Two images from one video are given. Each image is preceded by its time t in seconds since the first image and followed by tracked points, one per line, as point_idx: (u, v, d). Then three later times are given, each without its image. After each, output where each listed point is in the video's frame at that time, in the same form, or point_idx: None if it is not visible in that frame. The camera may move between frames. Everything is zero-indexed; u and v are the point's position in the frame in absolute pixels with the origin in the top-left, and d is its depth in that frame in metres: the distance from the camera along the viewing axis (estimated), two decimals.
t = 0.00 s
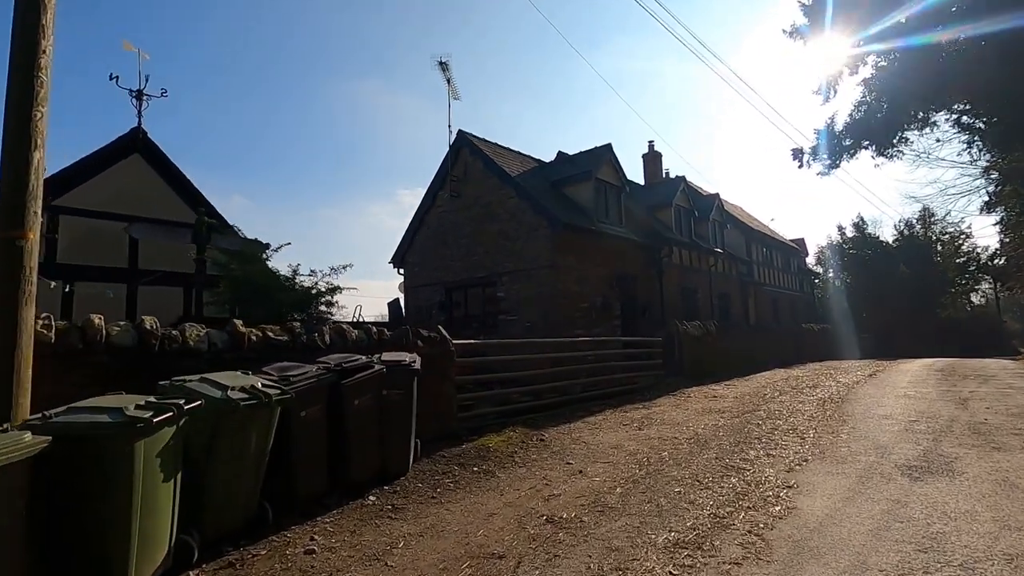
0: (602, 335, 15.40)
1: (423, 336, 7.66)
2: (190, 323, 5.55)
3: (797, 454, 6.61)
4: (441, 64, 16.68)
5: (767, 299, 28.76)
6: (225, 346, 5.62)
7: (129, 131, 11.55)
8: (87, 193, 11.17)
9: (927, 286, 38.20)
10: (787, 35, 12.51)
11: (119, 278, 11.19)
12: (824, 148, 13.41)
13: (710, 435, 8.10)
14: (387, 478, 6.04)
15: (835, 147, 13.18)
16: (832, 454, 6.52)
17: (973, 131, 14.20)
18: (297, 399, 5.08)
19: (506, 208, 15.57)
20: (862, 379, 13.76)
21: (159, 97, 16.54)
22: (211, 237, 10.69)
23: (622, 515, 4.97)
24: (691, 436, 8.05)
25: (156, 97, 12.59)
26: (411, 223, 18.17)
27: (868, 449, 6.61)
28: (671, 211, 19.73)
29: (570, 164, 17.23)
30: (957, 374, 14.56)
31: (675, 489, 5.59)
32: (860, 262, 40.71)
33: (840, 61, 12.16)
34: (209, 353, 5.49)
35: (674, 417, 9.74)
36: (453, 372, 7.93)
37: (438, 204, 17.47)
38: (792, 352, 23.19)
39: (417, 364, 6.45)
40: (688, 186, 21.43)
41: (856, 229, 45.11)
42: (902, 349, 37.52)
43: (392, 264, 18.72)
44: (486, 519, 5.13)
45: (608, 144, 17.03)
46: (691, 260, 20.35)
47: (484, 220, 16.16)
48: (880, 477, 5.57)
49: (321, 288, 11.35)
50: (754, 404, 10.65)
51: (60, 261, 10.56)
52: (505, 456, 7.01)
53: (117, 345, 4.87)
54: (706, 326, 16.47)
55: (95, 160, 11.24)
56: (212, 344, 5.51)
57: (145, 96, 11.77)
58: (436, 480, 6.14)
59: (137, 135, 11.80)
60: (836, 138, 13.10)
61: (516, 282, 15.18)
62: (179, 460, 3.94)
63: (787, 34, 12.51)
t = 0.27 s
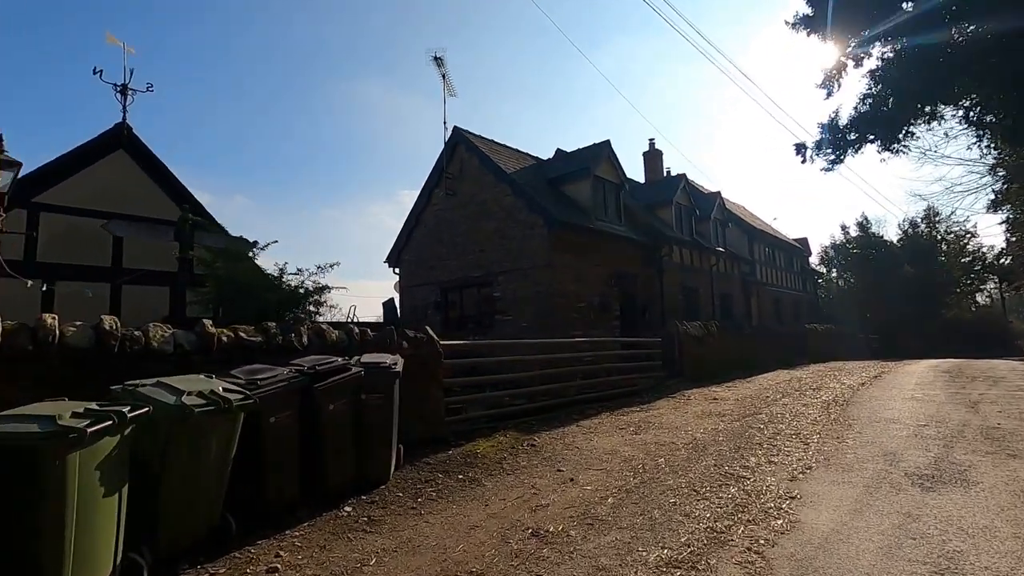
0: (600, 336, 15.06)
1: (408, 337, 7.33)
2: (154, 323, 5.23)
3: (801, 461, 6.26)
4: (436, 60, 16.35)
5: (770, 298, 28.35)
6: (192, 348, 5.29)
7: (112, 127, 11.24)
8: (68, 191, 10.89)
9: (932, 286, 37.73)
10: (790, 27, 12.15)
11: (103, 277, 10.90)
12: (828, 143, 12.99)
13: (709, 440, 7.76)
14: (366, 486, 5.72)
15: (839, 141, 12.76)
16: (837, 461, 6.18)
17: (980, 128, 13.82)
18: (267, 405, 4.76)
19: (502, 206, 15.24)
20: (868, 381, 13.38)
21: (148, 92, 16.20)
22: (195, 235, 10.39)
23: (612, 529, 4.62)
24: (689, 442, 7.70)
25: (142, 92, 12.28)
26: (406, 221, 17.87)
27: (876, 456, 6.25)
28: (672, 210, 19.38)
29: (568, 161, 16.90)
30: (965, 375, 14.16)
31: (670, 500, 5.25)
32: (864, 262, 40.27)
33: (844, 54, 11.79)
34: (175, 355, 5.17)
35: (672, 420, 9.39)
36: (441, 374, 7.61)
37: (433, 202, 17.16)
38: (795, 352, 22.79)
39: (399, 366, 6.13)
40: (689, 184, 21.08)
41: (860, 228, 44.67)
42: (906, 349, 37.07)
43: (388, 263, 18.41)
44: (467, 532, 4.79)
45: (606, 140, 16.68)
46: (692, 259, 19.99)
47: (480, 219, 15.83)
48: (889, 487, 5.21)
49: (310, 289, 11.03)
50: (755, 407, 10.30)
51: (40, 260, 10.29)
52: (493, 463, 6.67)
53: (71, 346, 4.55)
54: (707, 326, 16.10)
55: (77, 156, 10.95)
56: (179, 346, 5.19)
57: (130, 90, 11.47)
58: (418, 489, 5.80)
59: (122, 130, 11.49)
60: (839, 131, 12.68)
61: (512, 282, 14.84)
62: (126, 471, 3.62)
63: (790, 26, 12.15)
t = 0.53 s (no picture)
0: (598, 338, 14.73)
1: (392, 341, 7.02)
2: (116, 328, 4.93)
3: (804, 472, 5.92)
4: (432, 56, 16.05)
5: (773, 298, 27.94)
6: (156, 354, 4.99)
7: (97, 125, 10.98)
8: (50, 190, 10.62)
9: (939, 285, 37.22)
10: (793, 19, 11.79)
11: (86, 279, 10.65)
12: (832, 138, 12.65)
13: (708, 448, 7.43)
14: (343, 500, 5.41)
15: (844, 137, 12.42)
16: (843, 473, 5.84)
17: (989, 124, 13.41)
18: (231, 415, 4.45)
19: (498, 204, 14.92)
20: (874, 384, 13.00)
21: (135, 89, 15.93)
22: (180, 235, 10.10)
23: (600, 549, 4.30)
24: (687, 450, 7.37)
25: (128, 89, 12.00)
26: (402, 221, 17.58)
27: (883, 467, 5.91)
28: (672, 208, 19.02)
29: (566, 159, 16.57)
30: (974, 378, 13.76)
31: (664, 516, 4.93)
32: (870, 261, 39.78)
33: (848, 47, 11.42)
34: (137, 362, 4.87)
35: (670, 426, 9.05)
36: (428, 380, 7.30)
37: (429, 201, 16.85)
38: (799, 353, 22.39)
39: (378, 373, 5.81)
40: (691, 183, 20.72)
41: (865, 227, 44.17)
42: (912, 350, 36.58)
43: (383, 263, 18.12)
44: (445, 552, 4.47)
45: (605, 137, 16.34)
46: (694, 259, 19.62)
47: (476, 218, 15.52)
48: (899, 502, 4.87)
49: (298, 291, 10.71)
50: (757, 412, 9.96)
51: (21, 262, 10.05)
52: (479, 474, 6.35)
53: (21, 353, 4.25)
54: (708, 327, 15.75)
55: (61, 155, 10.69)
56: (141, 352, 4.89)
57: (115, 87, 11.18)
58: (398, 503, 5.49)
59: (107, 128, 11.21)
60: (844, 126, 12.33)
61: (508, 282, 14.52)
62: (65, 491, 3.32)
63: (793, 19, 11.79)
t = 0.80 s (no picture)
0: (598, 336, 14.37)
1: (377, 340, 6.71)
2: (74, 327, 4.61)
3: (811, 479, 5.57)
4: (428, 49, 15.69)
5: (778, 296, 27.48)
6: (117, 354, 4.68)
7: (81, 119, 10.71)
8: (35, 186, 10.37)
9: (947, 282, 36.66)
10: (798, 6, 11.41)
11: (71, 278, 10.44)
12: (837, 129, 12.26)
13: (708, 451, 7.08)
14: (319, 509, 5.10)
15: (851, 127, 12.01)
16: (853, 479, 5.48)
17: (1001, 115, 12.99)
18: (192, 421, 4.13)
19: (495, 200, 14.58)
20: (882, 383, 12.61)
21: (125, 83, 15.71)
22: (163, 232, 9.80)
23: (589, 565, 3.95)
24: (686, 453, 7.02)
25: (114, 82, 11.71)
26: (398, 217, 17.27)
27: (896, 473, 5.54)
28: (674, 204, 18.63)
29: (565, 154, 16.21)
30: (987, 377, 13.33)
31: (660, 527, 4.58)
32: (876, 258, 39.25)
33: (855, 34, 11.02)
34: (96, 363, 4.56)
35: (670, 428, 8.70)
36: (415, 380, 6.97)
37: (425, 198, 16.53)
38: (805, 352, 21.95)
39: (358, 374, 5.50)
40: (693, 178, 20.32)
41: (871, 223, 43.61)
42: (920, 347, 36.05)
43: (379, 261, 17.81)
44: (421, 568, 4.13)
45: (605, 131, 15.96)
46: (696, 255, 19.24)
47: (473, 214, 15.18)
48: (914, 513, 4.51)
49: (287, 290, 10.49)
50: (761, 413, 9.59)
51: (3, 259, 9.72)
52: (467, 480, 6.02)
53: None
54: (711, 325, 15.37)
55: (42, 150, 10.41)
56: (100, 353, 4.58)
57: (99, 80, 10.90)
58: (376, 512, 5.15)
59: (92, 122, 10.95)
60: (850, 115, 11.94)
61: (505, 279, 14.18)
62: None
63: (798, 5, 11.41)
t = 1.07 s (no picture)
0: (599, 336, 13.96)
1: (359, 342, 6.33)
2: (19, 330, 4.23)
3: (823, 492, 5.15)
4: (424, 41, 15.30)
5: (785, 294, 26.96)
6: (67, 359, 4.30)
7: (64, 112, 10.40)
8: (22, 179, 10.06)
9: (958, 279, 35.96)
10: None
11: (53, 276, 10.00)
12: (848, 120, 11.79)
13: (711, 459, 6.67)
14: (291, 524, 4.72)
15: (862, 118, 11.54)
16: (868, 493, 5.06)
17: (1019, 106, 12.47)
18: (141, 433, 3.77)
19: (493, 196, 14.18)
20: (894, 384, 12.14)
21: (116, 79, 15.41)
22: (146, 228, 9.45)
23: None
24: (688, 462, 6.62)
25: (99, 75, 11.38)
26: (395, 214, 16.89)
27: (915, 486, 5.12)
28: (678, 200, 18.18)
29: (565, 148, 15.79)
30: (1003, 378, 12.82)
31: (658, 548, 4.18)
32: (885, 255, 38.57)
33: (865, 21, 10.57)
34: (43, 369, 4.18)
35: (672, 433, 8.29)
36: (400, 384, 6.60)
37: (422, 194, 16.15)
38: (813, 351, 21.45)
39: (333, 378, 5.12)
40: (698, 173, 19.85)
41: (880, 220, 42.90)
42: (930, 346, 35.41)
43: (376, 259, 17.44)
44: None
45: (606, 125, 15.53)
46: (701, 253, 18.77)
47: (470, 210, 14.79)
48: (938, 534, 4.09)
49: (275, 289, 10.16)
50: (768, 416, 9.17)
51: None
52: (453, 492, 5.63)
53: None
54: (716, 324, 14.92)
55: (24, 144, 10.09)
56: (48, 358, 4.21)
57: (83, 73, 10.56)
58: (352, 529, 4.77)
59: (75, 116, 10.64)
60: (862, 106, 11.47)
61: (504, 277, 13.79)
62: None
63: None
